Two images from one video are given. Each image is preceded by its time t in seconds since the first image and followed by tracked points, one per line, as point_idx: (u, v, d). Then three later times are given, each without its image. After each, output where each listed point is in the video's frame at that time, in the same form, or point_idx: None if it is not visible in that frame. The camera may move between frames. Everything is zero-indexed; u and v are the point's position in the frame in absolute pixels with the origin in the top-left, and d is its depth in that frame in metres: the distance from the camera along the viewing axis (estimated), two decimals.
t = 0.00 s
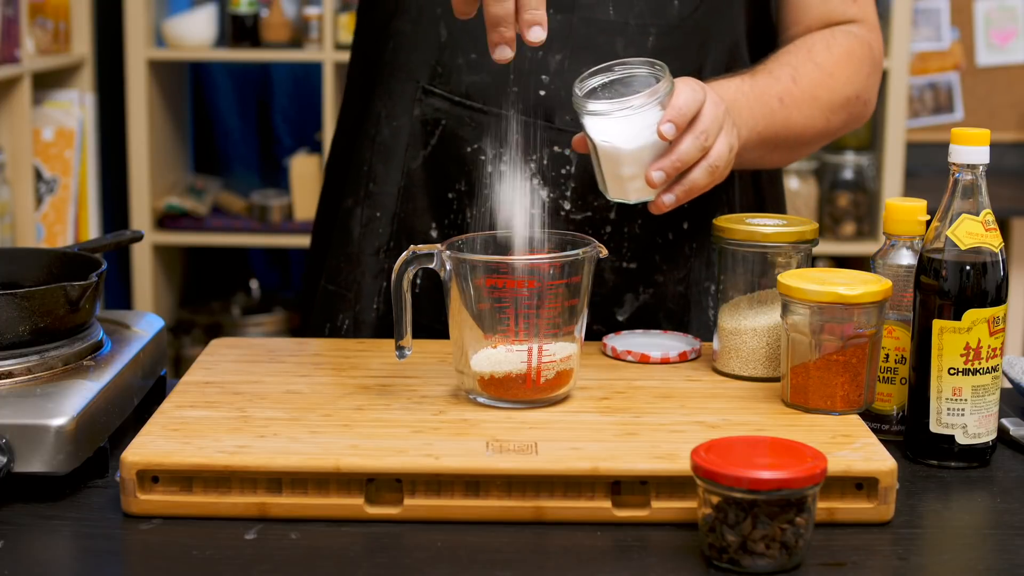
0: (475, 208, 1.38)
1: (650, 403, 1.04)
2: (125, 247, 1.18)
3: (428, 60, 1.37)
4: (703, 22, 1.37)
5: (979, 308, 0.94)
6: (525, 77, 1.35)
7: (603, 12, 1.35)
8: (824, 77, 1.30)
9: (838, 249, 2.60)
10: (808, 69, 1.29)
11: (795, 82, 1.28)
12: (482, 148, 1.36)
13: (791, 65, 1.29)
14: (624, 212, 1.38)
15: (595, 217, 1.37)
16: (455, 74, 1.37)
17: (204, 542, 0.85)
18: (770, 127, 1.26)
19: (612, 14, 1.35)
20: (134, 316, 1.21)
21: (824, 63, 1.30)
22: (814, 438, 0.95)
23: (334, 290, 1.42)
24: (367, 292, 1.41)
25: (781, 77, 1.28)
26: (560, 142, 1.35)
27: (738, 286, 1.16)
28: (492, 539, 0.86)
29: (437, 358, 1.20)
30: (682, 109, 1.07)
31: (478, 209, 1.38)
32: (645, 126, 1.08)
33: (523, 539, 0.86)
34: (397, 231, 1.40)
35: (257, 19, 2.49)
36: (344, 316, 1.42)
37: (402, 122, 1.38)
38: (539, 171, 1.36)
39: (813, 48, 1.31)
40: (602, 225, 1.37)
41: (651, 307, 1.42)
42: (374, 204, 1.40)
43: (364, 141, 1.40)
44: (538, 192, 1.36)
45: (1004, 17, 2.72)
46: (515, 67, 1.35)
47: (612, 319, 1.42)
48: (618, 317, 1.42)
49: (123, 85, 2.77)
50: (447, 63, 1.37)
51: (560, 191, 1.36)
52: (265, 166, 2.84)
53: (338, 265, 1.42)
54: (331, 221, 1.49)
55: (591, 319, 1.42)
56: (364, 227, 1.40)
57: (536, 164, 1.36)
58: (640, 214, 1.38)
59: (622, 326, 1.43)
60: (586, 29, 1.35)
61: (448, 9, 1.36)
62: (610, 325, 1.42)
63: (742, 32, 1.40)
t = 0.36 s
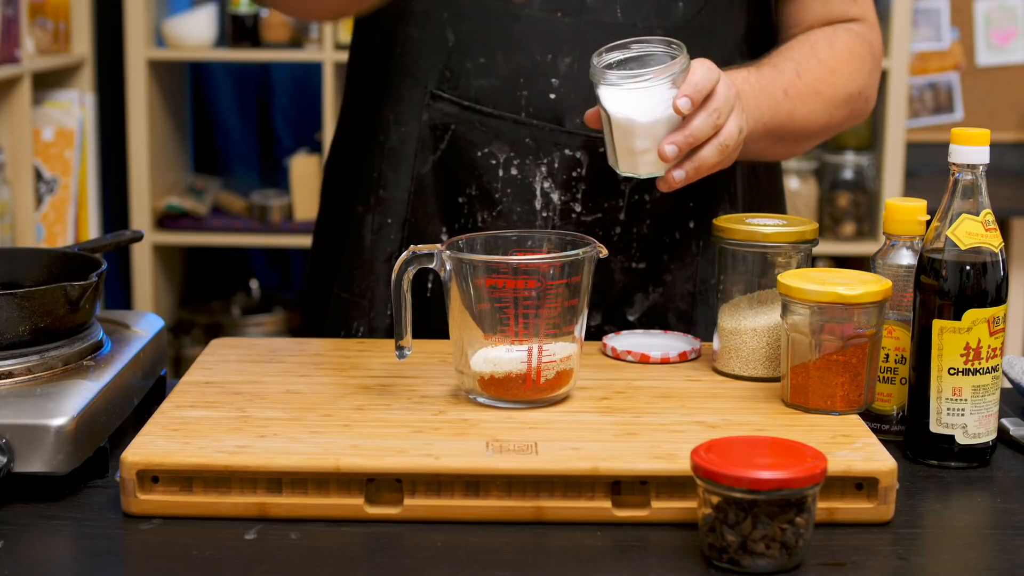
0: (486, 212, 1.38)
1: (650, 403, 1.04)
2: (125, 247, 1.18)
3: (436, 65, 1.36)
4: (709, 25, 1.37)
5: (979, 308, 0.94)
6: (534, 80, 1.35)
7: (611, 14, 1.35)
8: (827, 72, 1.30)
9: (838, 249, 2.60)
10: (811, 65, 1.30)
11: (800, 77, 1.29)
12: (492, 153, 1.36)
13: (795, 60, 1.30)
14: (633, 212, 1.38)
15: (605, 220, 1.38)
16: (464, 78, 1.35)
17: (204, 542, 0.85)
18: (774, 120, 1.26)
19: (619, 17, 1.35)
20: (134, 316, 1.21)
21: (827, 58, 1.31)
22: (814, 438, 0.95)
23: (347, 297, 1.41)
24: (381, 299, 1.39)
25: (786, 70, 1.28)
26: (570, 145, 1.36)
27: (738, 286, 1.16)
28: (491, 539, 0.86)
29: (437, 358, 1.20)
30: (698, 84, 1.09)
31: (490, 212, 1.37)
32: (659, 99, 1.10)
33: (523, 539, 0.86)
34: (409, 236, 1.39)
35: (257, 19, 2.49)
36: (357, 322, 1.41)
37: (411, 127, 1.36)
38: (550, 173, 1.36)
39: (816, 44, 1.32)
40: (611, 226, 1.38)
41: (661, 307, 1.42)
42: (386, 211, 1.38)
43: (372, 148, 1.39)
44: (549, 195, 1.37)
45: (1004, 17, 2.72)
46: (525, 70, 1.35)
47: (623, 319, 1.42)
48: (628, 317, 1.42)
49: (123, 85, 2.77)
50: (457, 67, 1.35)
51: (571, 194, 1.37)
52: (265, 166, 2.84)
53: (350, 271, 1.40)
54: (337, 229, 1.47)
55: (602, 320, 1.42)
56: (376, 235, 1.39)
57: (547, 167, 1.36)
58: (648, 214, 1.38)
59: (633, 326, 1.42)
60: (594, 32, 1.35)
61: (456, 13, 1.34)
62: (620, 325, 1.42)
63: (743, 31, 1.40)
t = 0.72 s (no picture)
0: (494, 215, 1.38)
1: (650, 403, 1.04)
2: (125, 247, 1.18)
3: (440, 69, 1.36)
4: (711, 27, 1.37)
5: (979, 308, 0.94)
6: (539, 82, 1.35)
7: (612, 15, 1.35)
8: (834, 73, 1.31)
9: (838, 249, 2.60)
10: (819, 66, 1.30)
11: (810, 79, 1.29)
12: (499, 155, 1.36)
13: (803, 61, 1.31)
14: (641, 212, 1.38)
15: (613, 220, 1.38)
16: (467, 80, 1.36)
17: (204, 543, 0.85)
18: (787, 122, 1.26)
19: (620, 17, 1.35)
20: (134, 316, 1.21)
21: (835, 58, 1.31)
22: (814, 438, 0.95)
23: (356, 302, 1.41)
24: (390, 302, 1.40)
25: (795, 72, 1.29)
26: (576, 146, 1.36)
27: (739, 286, 1.16)
28: (491, 539, 0.86)
29: (436, 358, 1.20)
30: (699, 88, 1.09)
31: (498, 216, 1.37)
32: (660, 99, 1.10)
33: (523, 539, 0.86)
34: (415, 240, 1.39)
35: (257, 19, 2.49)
36: (365, 327, 1.41)
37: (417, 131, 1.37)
38: (557, 175, 1.36)
39: (823, 45, 1.33)
40: (619, 226, 1.38)
41: (670, 306, 1.42)
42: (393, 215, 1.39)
43: (379, 153, 1.40)
44: (557, 197, 1.37)
45: (1004, 17, 2.72)
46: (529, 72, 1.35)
47: (632, 318, 1.41)
48: (638, 317, 1.41)
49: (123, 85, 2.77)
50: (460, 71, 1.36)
51: (579, 194, 1.37)
52: (265, 166, 2.84)
53: (359, 276, 1.41)
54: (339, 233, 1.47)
55: (612, 320, 1.41)
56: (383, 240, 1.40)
57: (554, 168, 1.36)
58: (656, 213, 1.38)
59: (642, 325, 1.42)
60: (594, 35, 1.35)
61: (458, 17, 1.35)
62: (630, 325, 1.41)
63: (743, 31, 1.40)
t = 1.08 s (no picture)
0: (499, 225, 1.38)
1: (650, 403, 1.04)
2: (125, 247, 1.18)
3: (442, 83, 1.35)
4: (711, 28, 1.37)
5: (979, 308, 0.94)
6: (541, 94, 1.34)
7: (614, 24, 1.35)
8: (850, 67, 1.37)
9: (838, 249, 2.60)
10: (837, 61, 1.36)
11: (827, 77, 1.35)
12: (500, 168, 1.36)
13: (820, 56, 1.37)
14: (641, 218, 1.39)
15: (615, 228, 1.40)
16: (470, 95, 1.35)
17: (204, 543, 0.85)
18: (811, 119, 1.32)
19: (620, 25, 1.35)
20: (134, 316, 1.21)
21: (847, 54, 1.37)
22: (814, 438, 0.95)
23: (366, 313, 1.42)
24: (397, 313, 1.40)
25: (813, 68, 1.35)
26: (577, 156, 1.37)
27: (739, 286, 1.16)
28: (491, 539, 0.86)
29: (436, 358, 1.20)
30: (733, 96, 1.15)
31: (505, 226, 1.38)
32: (694, 103, 1.19)
33: (523, 539, 0.86)
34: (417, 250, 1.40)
35: (257, 19, 2.49)
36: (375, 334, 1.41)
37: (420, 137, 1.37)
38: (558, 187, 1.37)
39: (839, 39, 1.38)
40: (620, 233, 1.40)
41: (671, 310, 1.44)
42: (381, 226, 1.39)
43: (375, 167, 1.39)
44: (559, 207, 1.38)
45: (1003, 17, 2.72)
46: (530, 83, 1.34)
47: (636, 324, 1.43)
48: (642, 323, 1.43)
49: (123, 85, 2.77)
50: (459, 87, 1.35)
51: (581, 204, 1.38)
52: (265, 166, 2.84)
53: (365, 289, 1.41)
54: (340, 242, 1.47)
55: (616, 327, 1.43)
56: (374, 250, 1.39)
57: (555, 179, 1.37)
58: (655, 219, 1.40)
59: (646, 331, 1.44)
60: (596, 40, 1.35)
61: (459, 30, 1.33)
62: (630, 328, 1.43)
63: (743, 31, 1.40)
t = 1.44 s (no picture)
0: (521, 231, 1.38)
1: (650, 403, 1.04)
2: (125, 246, 1.18)
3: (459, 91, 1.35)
4: (713, 28, 1.37)
5: (979, 308, 0.94)
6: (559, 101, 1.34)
7: (633, 29, 1.34)
8: (848, 61, 1.37)
9: (838, 249, 2.60)
10: (836, 55, 1.37)
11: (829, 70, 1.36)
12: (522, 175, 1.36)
13: (820, 49, 1.37)
14: (661, 220, 1.40)
15: (633, 229, 1.40)
16: (489, 102, 1.35)
17: (204, 542, 0.85)
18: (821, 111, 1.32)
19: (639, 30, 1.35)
20: (134, 317, 1.20)
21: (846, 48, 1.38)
22: (814, 438, 0.95)
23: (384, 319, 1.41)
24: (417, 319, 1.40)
25: (814, 60, 1.36)
26: (595, 160, 1.37)
27: (737, 286, 1.16)
28: (491, 540, 0.86)
29: (436, 358, 1.20)
30: (745, 96, 1.16)
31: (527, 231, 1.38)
32: (706, 104, 1.18)
33: (523, 539, 0.86)
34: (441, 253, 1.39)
35: (257, 19, 2.49)
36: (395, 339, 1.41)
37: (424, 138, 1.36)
38: (577, 190, 1.37)
39: (836, 33, 1.39)
40: (640, 236, 1.40)
41: (690, 308, 1.45)
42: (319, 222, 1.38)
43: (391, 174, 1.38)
44: (578, 211, 1.38)
45: (1004, 17, 2.72)
46: (551, 88, 1.34)
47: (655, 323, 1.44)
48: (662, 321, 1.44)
49: (123, 85, 2.77)
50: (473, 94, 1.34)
51: (599, 208, 1.38)
52: (265, 167, 2.84)
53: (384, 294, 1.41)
54: (346, 247, 1.46)
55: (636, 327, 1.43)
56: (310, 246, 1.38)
57: (573, 184, 1.37)
58: (674, 220, 1.40)
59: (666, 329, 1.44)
60: (610, 41, 1.34)
61: (477, 37, 1.33)
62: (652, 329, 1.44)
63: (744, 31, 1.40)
